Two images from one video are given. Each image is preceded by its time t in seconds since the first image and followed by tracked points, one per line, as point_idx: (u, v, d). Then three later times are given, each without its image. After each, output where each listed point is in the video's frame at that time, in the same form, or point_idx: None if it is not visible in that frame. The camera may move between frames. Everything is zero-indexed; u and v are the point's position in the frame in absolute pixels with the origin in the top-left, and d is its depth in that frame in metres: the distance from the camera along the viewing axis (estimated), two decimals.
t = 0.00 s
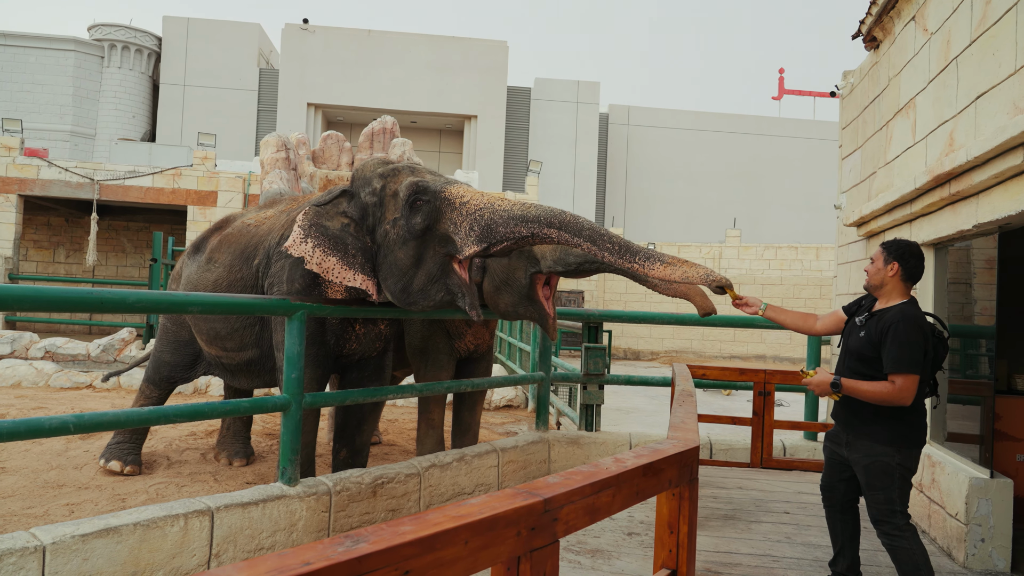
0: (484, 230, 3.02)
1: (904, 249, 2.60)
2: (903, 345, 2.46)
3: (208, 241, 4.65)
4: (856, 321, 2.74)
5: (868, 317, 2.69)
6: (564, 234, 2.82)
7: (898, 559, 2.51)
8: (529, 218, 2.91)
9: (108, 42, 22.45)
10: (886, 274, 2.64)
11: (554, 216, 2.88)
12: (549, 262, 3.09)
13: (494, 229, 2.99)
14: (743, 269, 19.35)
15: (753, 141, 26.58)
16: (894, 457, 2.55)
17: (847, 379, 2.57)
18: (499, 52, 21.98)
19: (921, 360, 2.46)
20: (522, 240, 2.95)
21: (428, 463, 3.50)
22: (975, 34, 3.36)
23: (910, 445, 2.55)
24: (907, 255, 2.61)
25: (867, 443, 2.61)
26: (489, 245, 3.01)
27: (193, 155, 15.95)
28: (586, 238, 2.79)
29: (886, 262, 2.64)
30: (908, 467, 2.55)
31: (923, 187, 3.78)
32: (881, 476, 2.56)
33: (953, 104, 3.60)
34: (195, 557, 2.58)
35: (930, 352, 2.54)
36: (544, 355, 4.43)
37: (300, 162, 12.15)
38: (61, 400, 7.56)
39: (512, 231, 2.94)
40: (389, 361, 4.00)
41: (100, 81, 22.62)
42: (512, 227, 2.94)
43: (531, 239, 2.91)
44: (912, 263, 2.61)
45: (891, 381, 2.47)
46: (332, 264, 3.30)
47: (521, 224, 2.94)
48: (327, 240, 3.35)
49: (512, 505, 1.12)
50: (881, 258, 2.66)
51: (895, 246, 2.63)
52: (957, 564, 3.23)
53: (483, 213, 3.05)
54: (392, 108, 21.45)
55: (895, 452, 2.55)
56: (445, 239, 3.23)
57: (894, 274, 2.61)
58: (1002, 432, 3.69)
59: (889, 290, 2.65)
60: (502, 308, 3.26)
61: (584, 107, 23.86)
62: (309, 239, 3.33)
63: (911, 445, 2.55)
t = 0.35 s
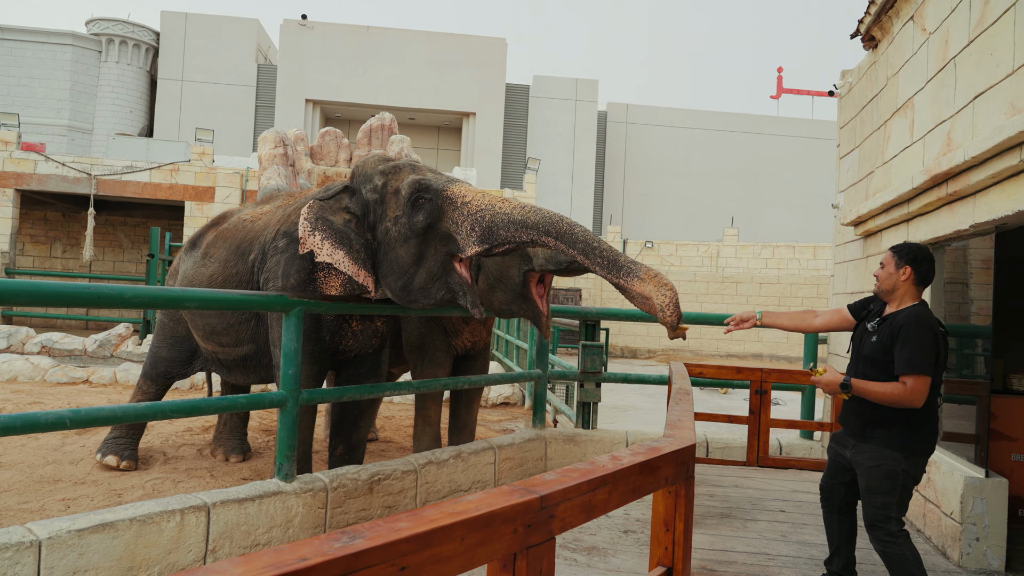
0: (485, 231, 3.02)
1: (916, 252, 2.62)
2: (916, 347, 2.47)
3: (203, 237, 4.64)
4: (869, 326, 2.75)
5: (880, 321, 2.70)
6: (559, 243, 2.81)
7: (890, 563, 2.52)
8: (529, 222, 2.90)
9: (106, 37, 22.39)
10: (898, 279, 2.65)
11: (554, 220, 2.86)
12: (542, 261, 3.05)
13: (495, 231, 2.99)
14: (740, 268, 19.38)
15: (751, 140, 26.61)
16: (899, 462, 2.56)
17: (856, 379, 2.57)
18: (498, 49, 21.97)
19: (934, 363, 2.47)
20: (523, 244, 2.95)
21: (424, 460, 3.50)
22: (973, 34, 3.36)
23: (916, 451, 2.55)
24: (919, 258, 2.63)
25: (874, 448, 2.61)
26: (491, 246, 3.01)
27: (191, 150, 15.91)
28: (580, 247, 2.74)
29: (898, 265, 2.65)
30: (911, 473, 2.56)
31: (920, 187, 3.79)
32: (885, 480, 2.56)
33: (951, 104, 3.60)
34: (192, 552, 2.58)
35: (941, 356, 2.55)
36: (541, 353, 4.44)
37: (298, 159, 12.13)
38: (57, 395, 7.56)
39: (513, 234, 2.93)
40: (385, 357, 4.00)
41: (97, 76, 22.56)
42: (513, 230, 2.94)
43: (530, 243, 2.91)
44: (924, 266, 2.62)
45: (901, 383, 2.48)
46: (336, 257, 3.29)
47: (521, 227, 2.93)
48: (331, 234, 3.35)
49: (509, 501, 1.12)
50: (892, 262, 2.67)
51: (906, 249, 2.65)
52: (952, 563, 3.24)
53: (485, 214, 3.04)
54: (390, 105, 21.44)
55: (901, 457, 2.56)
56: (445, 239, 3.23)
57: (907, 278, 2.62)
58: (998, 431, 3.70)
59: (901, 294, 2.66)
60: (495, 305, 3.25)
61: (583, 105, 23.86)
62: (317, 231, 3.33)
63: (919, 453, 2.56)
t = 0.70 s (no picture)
0: (486, 229, 3.03)
1: (927, 245, 2.62)
2: (923, 344, 2.47)
3: (204, 234, 4.65)
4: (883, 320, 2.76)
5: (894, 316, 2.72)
6: (549, 248, 2.79)
7: (901, 561, 2.53)
8: (527, 221, 2.90)
9: (108, 34, 22.41)
10: (910, 272, 2.66)
11: (551, 224, 2.87)
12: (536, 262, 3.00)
13: (495, 230, 3.00)
14: (741, 267, 19.37)
15: (752, 139, 26.59)
16: (916, 461, 2.56)
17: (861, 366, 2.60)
18: (500, 48, 21.95)
19: (939, 360, 2.47)
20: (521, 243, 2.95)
21: (425, 459, 3.50)
22: (976, 34, 3.36)
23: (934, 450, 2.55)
24: (930, 251, 2.63)
25: (893, 448, 2.61)
26: (492, 245, 3.03)
27: (192, 148, 15.91)
28: (556, 264, 2.75)
29: (909, 259, 2.66)
30: (929, 472, 2.55)
31: (922, 187, 3.78)
32: (900, 479, 2.57)
33: (953, 104, 3.59)
34: (192, 549, 2.59)
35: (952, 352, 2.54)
36: (542, 352, 4.44)
37: (299, 157, 12.13)
38: (58, 392, 7.57)
39: (512, 234, 2.94)
40: (387, 356, 4.00)
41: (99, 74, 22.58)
42: (512, 230, 2.95)
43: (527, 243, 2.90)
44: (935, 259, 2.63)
45: (901, 379, 2.49)
46: (334, 260, 3.29)
47: (520, 226, 2.94)
48: (328, 237, 3.36)
49: (510, 500, 1.12)
50: (904, 256, 2.68)
51: (917, 243, 2.65)
52: (952, 563, 3.25)
53: (485, 213, 3.05)
54: (391, 104, 21.44)
55: (919, 455, 2.55)
56: (447, 237, 3.23)
57: (921, 272, 2.63)
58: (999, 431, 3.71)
59: (914, 289, 2.66)
60: (491, 306, 3.19)
61: (584, 104, 23.85)
62: (309, 237, 3.34)
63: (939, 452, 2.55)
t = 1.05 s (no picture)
0: (484, 232, 3.03)
1: (912, 246, 2.67)
2: (903, 339, 2.54)
3: (201, 234, 4.64)
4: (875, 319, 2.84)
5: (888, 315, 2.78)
6: (545, 264, 2.85)
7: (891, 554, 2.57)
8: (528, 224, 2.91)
9: (107, 34, 22.39)
10: (900, 273, 2.73)
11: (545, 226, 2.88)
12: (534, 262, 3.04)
13: (493, 232, 3.00)
14: (740, 268, 19.39)
15: (751, 140, 26.60)
16: (902, 455, 2.60)
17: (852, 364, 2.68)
18: (499, 49, 21.95)
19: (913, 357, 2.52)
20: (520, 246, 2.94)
21: (423, 460, 3.49)
22: (974, 35, 3.36)
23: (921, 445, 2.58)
24: (918, 252, 2.67)
25: (882, 443, 2.66)
26: (488, 247, 3.04)
27: (190, 148, 15.90)
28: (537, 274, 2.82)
29: (899, 261, 2.73)
30: (915, 466, 2.58)
31: (920, 189, 3.78)
32: (886, 472, 2.62)
33: (952, 105, 3.60)
34: (190, 551, 2.58)
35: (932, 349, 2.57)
36: (540, 353, 4.44)
37: (298, 157, 12.13)
38: (56, 393, 7.55)
39: (509, 236, 2.95)
40: (385, 357, 4.00)
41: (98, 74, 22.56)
42: (509, 232, 2.96)
43: (527, 247, 2.90)
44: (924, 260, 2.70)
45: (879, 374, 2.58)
46: (336, 266, 3.37)
47: (520, 229, 2.94)
48: (331, 243, 3.42)
49: (508, 502, 1.12)
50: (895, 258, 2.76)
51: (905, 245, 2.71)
52: (950, 564, 3.25)
53: (484, 215, 3.04)
54: (390, 104, 21.44)
55: (903, 450, 2.59)
56: (446, 240, 3.21)
57: (909, 272, 2.69)
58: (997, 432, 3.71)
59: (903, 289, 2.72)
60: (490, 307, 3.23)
61: (583, 104, 23.86)
62: (321, 245, 3.44)
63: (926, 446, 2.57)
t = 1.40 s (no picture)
0: (481, 230, 3.02)
1: (903, 252, 3.00)
2: (870, 325, 2.91)
3: (196, 233, 4.63)
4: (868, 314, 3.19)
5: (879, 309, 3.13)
6: (546, 241, 2.81)
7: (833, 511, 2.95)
8: (525, 220, 2.91)
9: (102, 32, 22.31)
10: (893, 275, 3.06)
11: (542, 220, 2.88)
12: (530, 259, 3.06)
13: (491, 229, 2.99)
14: (735, 269, 19.43)
15: (747, 141, 26.63)
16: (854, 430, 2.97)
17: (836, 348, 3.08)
18: (495, 49, 21.93)
19: (875, 343, 2.88)
20: (518, 242, 2.94)
21: (418, 459, 3.49)
22: (968, 37, 3.37)
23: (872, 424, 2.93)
24: (908, 257, 2.99)
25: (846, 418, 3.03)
26: (486, 245, 3.02)
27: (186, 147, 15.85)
28: (559, 254, 2.76)
29: (892, 263, 3.06)
30: (866, 441, 2.92)
31: (914, 190, 3.80)
32: (842, 443, 3.00)
33: (946, 107, 3.61)
34: (184, 550, 2.57)
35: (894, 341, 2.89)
36: (536, 353, 4.44)
37: (294, 156, 12.11)
38: (50, 392, 7.53)
39: (507, 233, 2.94)
40: (380, 356, 4.00)
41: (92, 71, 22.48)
42: (507, 229, 2.95)
43: (525, 242, 2.90)
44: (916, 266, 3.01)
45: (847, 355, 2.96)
46: (326, 259, 3.32)
47: (518, 225, 2.93)
48: (321, 235, 3.37)
49: (501, 501, 1.12)
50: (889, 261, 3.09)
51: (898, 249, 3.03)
52: (944, 564, 3.26)
53: (481, 213, 3.04)
54: (386, 103, 21.43)
55: (859, 426, 2.95)
56: (443, 237, 3.20)
57: (897, 275, 3.03)
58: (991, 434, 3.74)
59: (892, 288, 3.06)
60: (485, 305, 3.21)
61: (579, 104, 23.87)
62: (305, 237, 3.35)
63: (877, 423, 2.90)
